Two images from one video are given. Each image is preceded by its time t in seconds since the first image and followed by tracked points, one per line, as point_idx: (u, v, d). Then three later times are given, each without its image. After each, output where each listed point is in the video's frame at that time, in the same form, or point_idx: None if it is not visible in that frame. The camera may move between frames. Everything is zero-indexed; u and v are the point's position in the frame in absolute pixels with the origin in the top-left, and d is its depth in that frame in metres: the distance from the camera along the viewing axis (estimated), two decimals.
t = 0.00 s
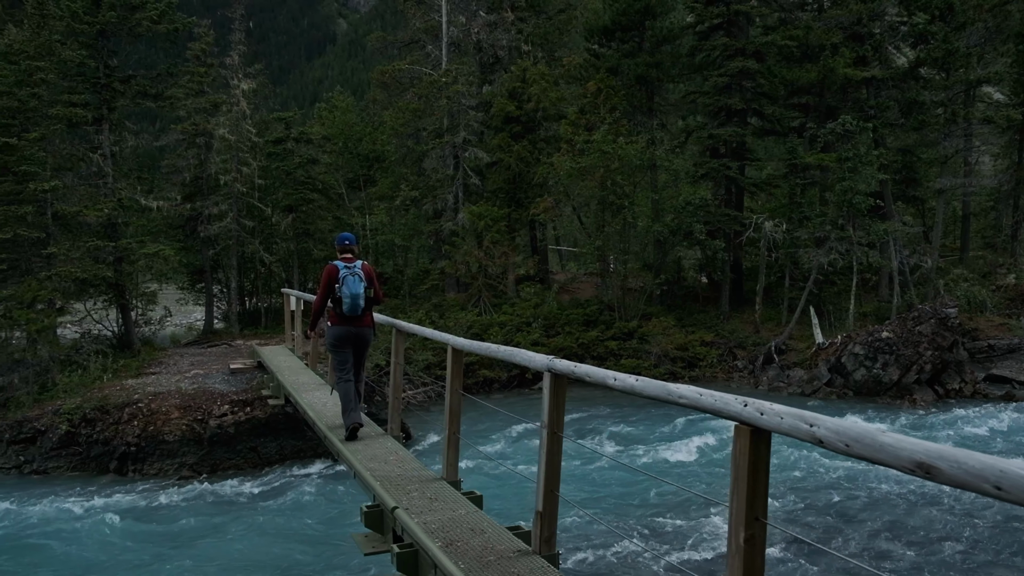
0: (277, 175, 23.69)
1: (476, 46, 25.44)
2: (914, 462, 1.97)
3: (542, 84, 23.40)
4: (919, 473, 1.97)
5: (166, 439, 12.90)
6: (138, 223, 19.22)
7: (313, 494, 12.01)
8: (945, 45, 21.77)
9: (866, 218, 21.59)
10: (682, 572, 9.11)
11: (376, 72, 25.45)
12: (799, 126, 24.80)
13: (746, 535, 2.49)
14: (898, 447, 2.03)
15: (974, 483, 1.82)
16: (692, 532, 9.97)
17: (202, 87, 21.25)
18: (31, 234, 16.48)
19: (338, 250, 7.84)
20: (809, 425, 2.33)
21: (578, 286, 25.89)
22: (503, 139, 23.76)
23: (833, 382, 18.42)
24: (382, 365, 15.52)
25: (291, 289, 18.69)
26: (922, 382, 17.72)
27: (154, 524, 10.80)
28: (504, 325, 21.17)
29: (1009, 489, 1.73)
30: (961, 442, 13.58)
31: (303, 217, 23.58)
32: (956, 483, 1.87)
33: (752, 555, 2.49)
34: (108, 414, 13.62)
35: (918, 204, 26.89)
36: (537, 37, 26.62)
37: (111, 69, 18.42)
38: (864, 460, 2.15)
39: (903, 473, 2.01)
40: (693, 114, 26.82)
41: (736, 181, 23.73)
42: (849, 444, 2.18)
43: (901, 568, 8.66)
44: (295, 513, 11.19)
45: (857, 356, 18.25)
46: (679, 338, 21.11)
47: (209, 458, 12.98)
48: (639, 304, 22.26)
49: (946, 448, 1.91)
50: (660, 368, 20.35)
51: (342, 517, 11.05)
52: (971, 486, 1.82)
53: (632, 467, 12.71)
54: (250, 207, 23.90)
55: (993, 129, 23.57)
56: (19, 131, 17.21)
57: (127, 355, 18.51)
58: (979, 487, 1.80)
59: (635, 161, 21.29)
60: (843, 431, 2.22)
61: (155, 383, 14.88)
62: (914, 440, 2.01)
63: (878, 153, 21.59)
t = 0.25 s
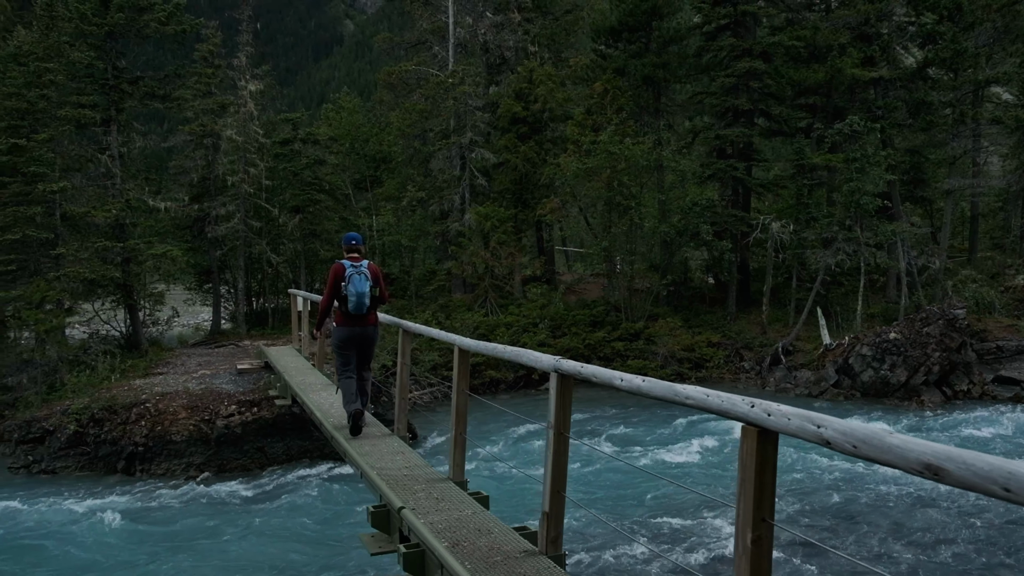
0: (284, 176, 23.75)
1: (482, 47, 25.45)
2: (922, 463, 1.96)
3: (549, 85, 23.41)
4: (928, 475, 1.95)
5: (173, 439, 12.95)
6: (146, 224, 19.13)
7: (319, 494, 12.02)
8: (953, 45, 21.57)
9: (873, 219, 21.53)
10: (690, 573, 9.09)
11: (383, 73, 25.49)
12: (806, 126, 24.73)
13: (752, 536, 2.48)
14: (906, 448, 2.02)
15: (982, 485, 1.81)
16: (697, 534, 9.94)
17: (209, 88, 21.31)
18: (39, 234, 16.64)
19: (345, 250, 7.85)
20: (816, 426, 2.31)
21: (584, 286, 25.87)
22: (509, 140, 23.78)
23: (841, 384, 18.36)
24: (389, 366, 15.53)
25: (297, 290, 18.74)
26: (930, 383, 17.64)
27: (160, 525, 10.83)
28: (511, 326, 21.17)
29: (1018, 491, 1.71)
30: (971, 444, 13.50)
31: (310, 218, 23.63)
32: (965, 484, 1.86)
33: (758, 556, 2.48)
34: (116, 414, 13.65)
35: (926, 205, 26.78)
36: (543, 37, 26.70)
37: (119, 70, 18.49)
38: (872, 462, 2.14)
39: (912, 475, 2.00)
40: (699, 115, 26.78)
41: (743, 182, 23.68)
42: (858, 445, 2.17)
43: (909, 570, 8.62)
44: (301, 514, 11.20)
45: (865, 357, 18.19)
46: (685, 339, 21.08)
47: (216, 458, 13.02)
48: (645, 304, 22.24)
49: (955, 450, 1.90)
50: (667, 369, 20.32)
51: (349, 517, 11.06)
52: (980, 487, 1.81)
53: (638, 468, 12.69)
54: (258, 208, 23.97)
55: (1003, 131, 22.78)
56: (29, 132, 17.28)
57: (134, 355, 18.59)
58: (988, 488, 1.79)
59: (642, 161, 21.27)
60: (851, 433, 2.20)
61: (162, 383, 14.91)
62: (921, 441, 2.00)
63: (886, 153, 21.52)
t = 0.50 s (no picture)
0: (290, 176, 23.79)
1: (488, 48, 25.47)
2: (929, 465, 1.95)
3: (554, 86, 23.42)
4: (935, 477, 1.94)
5: (180, 439, 12.98)
6: (152, 224, 19.23)
7: (324, 495, 12.03)
8: (960, 45, 21.47)
9: (880, 220, 21.49)
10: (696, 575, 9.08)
11: (389, 74, 25.53)
12: (812, 127, 24.69)
13: (759, 537, 2.48)
14: (913, 450, 2.01)
15: (989, 487, 1.80)
16: (701, 534, 9.93)
17: (215, 89, 21.38)
18: (47, 237, 16.51)
19: (350, 249, 7.85)
20: (823, 427, 2.30)
21: (590, 287, 25.86)
22: (515, 141, 23.82)
23: (847, 385, 18.31)
24: (395, 367, 15.55)
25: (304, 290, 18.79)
26: (937, 385, 17.57)
27: (166, 524, 10.87)
28: (516, 327, 21.18)
29: None
30: (978, 446, 13.44)
31: (316, 218, 23.68)
32: (972, 486, 1.85)
33: (765, 557, 2.48)
34: (123, 414, 13.67)
35: (933, 205, 26.67)
36: (549, 38, 27.00)
37: (126, 71, 18.73)
38: (878, 463, 2.13)
39: (919, 477, 1.99)
40: (705, 115, 26.76)
41: (749, 183, 23.64)
42: (863, 447, 2.16)
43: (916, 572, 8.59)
44: (306, 514, 11.23)
45: (871, 358, 18.14)
46: (691, 340, 21.06)
47: (222, 458, 13.05)
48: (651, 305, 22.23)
49: (961, 452, 1.89)
50: (673, 370, 20.29)
51: (355, 517, 11.08)
52: (986, 489, 1.80)
53: (644, 469, 12.67)
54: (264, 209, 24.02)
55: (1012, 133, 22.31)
56: (36, 132, 17.20)
57: (141, 355, 18.66)
58: (996, 490, 1.78)
59: (647, 162, 21.25)
60: (857, 434, 2.20)
61: (169, 384, 14.96)
62: (929, 443, 1.99)
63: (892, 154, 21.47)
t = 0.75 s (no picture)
0: (296, 177, 23.85)
1: (495, 49, 25.49)
2: (935, 467, 1.94)
3: (561, 86, 23.44)
4: (942, 478, 1.93)
5: (186, 439, 13.01)
6: (159, 225, 19.31)
7: (331, 495, 12.05)
8: (968, 46, 21.45)
9: (887, 221, 21.44)
10: None
11: (395, 75, 25.57)
12: (819, 127, 24.63)
13: (765, 538, 2.47)
14: (921, 451, 2.00)
15: (997, 489, 1.79)
16: (708, 536, 9.90)
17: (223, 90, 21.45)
18: (55, 237, 16.56)
19: (354, 248, 7.89)
20: (830, 429, 2.30)
21: (596, 288, 25.85)
22: (521, 142, 23.83)
23: (854, 386, 18.25)
24: (401, 367, 15.56)
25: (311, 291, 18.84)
26: (945, 386, 17.50)
27: (172, 524, 10.90)
28: (522, 327, 21.19)
29: None
30: (987, 448, 13.39)
31: (323, 219, 23.73)
32: (979, 488, 1.84)
33: (771, 558, 2.47)
34: (130, 414, 13.72)
35: (941, 207, 26.60)
36: (556, 39, 27.02)
37: (134, 73, 18.77)
38: (885, 465, 2.12)
39: (927, 478, 1.98)
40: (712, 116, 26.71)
41: (756, 183, 23.59)
42: (871, 448, 2.15)
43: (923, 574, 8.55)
44: (313, 514, 11.25)
45: (878, 360, 18.09)
46: (698, 341, 21.04)
47: (228, 457, 13.07)
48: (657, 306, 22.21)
49: (969, 453, 1.88)
50: (679, 371, 20.26)
51: (361, 517, 11.09)
52: (994, 491, 1.79)
53: (650, 470, 12.64)
54: (271, 209, 24.08)
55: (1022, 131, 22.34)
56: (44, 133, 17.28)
57: (148, 355, 18.73)
58: (1004, 492, 1.76)
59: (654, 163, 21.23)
60: (865, 436, 2.19)
61: (176, 384, 15.00)
62: (936, 444, 1.98)
63: (900, 155, 21.40)
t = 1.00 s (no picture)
0: (302, 178, 23.88)
1: (500, 50, 25.47)
2: (943, 469, 1.93)
3: (566, 87, 23.44)
4: (949, 480, 1.93)
5: (193, 439, 13.05)
6: (166, 226, 19.37)
7: (337, 496, 12.06)
8: (975, 46, 21.36)
9: (894, 221, 21.38)
10: None
11: (401, 76, 25.58)
12: (826, 128, 24.57)
13: (771, 540, 2.46)
14: (928, 453, 1.99)
15: (1004, 490, 1.78)
16: (713, 537, 9.89)
17: (229, 91, 21.49)
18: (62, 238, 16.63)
19: (358, 248, 7.84)
20: (836, 430, 2.29)
21: (602, 289, 25.81)
22: (527, 142, 23.82)
23: (860, 387, 18.19)
24: (407, 368, 15.58)
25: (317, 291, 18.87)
26: (952, 388, 17.44)
27: (179, 524, 10.94)
28: (528, 328, 21.19)
29: None
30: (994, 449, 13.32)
31: (328, 220, 23.77)
32: (987, 489, 1.83)
33: (778, 560, 2.47)
34: (137, 414, 13.76)
35: (948, 207, 26.48)
36: (561, 39, 27.05)
37: (141, 74, 18.74)
38: (893, 466, 2.11)
39: (934, 480, 1.98)
40: (718, 116, 26.66)
41: (762, 184, 23.55)
42: (879, 450, 2.14)
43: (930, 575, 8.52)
44: (319, 514, 11.26)
45: (885, 360, 18.04)
46: (703, 342, 21.00)
47: (235, 458, 13.11)
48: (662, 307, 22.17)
49: (977, 455, 1.88)
50: (685, 372, 20.22)
51: (367, 518, 11.12)
52: (1002, 492, 1.78)
53: (656, 471, 12.63)
54: (277, 210, 24.12)
55: None
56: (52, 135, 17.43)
57: (155, 355, 18.79)
58: (1012, 495, 1.75)
59: (659, 163, 21.20)
60: (872, 437, 2.18)
61: (182, 384, 15.03)
62: (944, 446, 1.97)
63: (907, 155, 21.32)
